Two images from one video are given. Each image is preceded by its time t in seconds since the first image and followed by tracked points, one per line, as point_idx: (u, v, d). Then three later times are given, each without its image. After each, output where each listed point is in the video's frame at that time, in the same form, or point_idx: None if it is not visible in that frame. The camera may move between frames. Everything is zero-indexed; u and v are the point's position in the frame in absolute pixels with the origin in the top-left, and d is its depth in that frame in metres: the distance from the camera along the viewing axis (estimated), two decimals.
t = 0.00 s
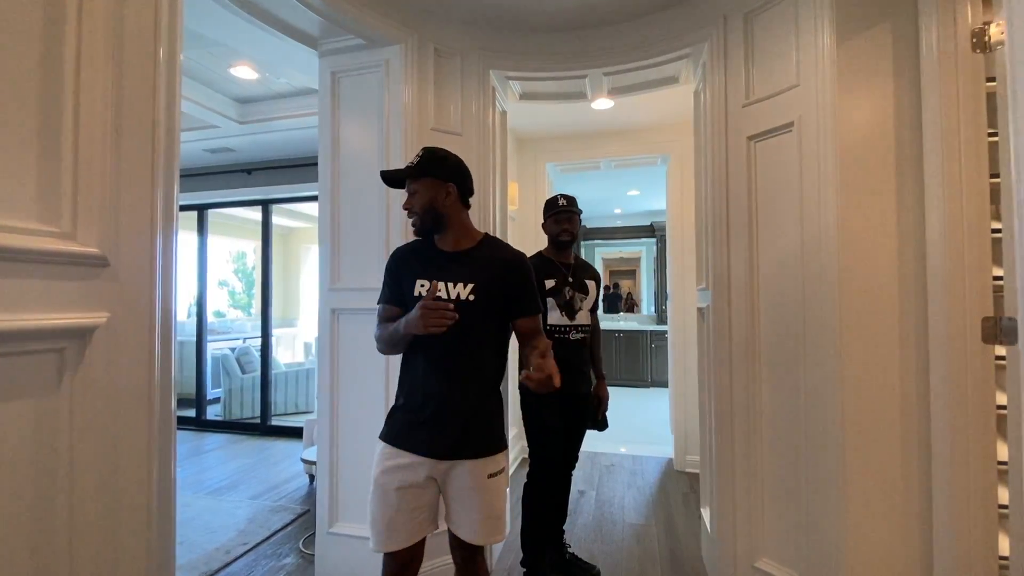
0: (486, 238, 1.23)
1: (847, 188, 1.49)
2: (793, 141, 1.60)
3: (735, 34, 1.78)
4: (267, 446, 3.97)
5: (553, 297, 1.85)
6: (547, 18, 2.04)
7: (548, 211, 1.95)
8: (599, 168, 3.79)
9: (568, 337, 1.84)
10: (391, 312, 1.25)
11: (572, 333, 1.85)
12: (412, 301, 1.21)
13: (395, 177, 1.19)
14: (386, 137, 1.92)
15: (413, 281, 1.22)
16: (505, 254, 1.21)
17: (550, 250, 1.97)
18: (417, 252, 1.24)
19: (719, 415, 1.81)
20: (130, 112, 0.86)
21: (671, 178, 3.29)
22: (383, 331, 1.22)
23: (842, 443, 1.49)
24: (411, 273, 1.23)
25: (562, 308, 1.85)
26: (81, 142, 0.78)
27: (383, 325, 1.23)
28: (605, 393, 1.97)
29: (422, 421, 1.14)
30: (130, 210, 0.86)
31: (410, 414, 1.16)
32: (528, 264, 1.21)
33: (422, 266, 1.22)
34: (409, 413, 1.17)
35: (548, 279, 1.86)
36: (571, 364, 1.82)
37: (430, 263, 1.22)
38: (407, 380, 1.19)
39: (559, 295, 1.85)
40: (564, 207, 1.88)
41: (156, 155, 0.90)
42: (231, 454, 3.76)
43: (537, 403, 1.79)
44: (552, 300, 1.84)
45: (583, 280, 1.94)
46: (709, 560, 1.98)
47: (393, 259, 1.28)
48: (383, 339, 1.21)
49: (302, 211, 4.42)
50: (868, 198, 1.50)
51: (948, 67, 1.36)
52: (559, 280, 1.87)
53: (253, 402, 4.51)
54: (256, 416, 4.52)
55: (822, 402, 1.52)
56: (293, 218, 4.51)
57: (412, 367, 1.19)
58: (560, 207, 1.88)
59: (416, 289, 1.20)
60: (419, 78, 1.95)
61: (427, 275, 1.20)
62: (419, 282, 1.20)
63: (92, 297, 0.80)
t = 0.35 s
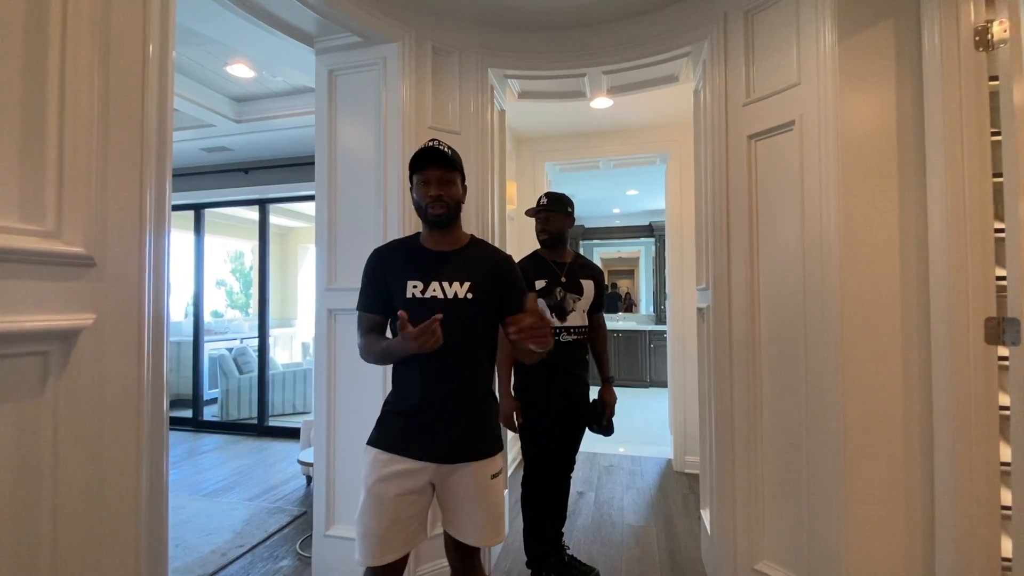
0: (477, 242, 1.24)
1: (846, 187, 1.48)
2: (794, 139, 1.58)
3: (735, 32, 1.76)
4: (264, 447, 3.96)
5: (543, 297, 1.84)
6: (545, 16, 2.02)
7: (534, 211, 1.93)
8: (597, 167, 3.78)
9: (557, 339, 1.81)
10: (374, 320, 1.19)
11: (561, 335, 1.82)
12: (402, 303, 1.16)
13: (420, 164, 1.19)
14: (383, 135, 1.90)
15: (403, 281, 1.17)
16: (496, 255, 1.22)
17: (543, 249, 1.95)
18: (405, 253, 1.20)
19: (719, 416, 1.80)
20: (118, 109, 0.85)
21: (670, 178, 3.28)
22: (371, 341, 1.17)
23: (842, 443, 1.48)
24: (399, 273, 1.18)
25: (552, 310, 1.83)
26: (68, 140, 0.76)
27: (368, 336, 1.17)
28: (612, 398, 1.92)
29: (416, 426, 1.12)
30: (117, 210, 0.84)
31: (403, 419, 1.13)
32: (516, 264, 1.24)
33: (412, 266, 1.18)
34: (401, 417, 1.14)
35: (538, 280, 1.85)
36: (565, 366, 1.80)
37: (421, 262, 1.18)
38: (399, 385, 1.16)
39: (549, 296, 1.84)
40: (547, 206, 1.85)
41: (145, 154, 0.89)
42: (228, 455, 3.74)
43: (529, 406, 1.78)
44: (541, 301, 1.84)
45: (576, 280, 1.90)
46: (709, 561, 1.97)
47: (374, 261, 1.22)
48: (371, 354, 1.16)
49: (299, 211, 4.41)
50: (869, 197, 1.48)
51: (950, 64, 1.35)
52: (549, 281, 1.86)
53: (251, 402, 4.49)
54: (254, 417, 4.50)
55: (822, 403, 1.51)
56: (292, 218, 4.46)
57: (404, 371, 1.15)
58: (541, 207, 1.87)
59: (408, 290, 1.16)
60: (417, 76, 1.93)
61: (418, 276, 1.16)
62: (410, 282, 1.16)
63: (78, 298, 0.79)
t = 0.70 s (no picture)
0: (438, 241, 1.25)
1: (846, 187, 1.48)
2: (794, 138, 1.57)
3: (735, 31, 1.75)
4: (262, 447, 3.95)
5: (540, 296, 1.81)
6: (544, 14, 2.01)
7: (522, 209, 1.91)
8: (596, 167, 3.77)
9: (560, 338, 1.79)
10: (332, 321, 1.11)
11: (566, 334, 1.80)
12: (371, 301, 1.12)
13: (389, 155, 1.18)
14: (380, 134, 1.89)
15: (370, 281, 1.12)
16: (458, 252, 1.25)
17: (535, 248, 1.92)
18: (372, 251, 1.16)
19: (719, 417, 1.79)
20: (105, 108, 0.83)
21: (670, 178, 3.27)
22: (331, 346, 1.08)
23: (841, 445, 1.47)
24: (363, 273, 1.13)
25: (552, 309, 1.80)
26: (55, 139, 0.75)
27: (325, 338, 1.10)
28: (617, 396, 1.90)
29: (393, 437, 1.09)
30: (105, 210, 0.83)
31: (377, 432, 1.09)
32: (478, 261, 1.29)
33: (377, 264, 1.14)
34: (369, 434, 1.09)
35: (533, 279, 1.82)
36: (567, 367, 1.79)
37: (385, 260, 1.15)
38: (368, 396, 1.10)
39: (546, 295, 1.81)
40: (536, 202, 1.84)
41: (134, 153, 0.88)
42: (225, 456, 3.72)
43: (530, 408, 1.77)
44: (540, 302, 1.81)
45: (572, 277, 1.89)
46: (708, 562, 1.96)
47: (326, 263, 1.15)
48: (331, 357, 1.08)
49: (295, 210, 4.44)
50: (868, 197, 1.48)
51: (951, 64, 1.34)
52: (545, 280, 1.83)
53: (248, 403, 4.47)
54: (251, 417, 4.48)
55: (822, 404, 1.50)
56: (289, 217, 4.51)
57: (371, 382, 1.11)
58: (530, 204, 1.85)
59: (378, 289, 1.12)
60: (414, 74, 1.92)
61: (388, 273, 1.14)
62: (379, 280, 1.13)
63: (65, 299, 0.78)
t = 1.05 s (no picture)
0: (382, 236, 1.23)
1: (846, 186, 1.47)
2: (794, 137, 1.56)
3: (735, 29, 1.74)
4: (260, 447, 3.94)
5: (540, 296, 1.79)
6: (543, 12, 2.00)
7: (525, 201, 1.89)
8: (595, 166, 3.76)
9: (560, 339, 1.78)
10: (284, 325, 1.02)
11: (565, 334, 1.79)
12: (333, 303, 1.06)
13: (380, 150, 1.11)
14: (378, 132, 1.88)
15: (331, 282, 1.06)
16: (406, 251, 1.27)
17: (532, 245, 1.90)
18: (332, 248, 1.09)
19: (718, 417, 1.77)
20: (93, 104, 0.82)
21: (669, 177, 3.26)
22: (289, 346, 0.98)
23: (842, 446, 1.46)
24: (322, 273, 1.06)
25: (552, 308, 1.79)
26: (41, 136, 0.74)
27: (279, 342, 0.99)
28: (610, 399, 1.90)
29: (367, 441, 1.05)
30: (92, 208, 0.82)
31: (350, 438, 1.04)
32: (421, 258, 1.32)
33: (338, 260, 1.09)
34: (348, 435, 1.04)
35: (533, 277, 1.81)
36: (565, 368, 1.78)
37: (345, 259, 1.10)
38: (335, 403, 1.04)
39: (546, 294, 1.79)
40: (544, 195, 1.82)
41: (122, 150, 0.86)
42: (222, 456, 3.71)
43: (529, 410, 1.76)
44: (538, 301, 1.79)
45: (572, 275, 1.88)
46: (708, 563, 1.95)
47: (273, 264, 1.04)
48: (290, 357, 0.97)
49: (295, 209, 4.28)
50: (868, 196, 1.47)
51: (953, 62, 1.34)
52: (544, 278, 1.81)
53: (247, 403, 4.47)
54: (249, 417, 4.47)
55: (822, 405, 1.49)
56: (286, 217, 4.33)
57: (339, 388, 1.05)
58: (536, 196, 1.84)
59: (342, 291, 1.07)
60: (413, 72, 1.91)
61: (350, 274, 1.09)
62: (340, 281, 1.07)
63: (51, 298, 0.76)
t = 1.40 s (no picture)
0: (345, 233, 1.21)
1: (849, 184, 1.45)
2: (797, 135, 1.55)
3: (737, 26, 1.73)
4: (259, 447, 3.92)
5: (538, 296, 1.76)
6: (544, 8, 1.98)
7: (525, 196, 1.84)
8: (594, 165, 3.74)
9: (558, 340, 1.76)
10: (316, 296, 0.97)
11: (562, 335, 1.77)
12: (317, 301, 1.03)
13: (338, 144, 1.09)
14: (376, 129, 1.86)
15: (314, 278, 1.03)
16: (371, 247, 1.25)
17: (530, 241, 1.87)
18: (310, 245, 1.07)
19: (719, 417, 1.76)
20: (77, 96, 0.80)
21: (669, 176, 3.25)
22: (344, 305, 0.94)
23: (845, 447, 1.45)
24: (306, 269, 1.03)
25: (550, 308, 1.77)
26: (25, 128, 0.72)
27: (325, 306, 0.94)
28: (609, 399, 1.87)
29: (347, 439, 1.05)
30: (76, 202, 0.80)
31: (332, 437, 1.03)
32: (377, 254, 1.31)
33: (317, 259, 1.06)
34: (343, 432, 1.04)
35: (531, 276, 1.78)
36: (563, 369, 1.76)
37: (320, 256, 1.07)
38: (315, 402, 1.02)
39: (544, 294, 1.77)
40: (550, 191, 1.80)
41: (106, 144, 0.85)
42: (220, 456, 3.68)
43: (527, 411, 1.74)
44: (536, 301, 1.76)
45: (569, 274, 1.86)
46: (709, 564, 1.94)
47: (253, 255, 0.99)
48: (348, 315, 0.94)
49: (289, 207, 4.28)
50: (872, 194, 1.45)
51: (958, 59, 1.32)
52: (542, 278, 1.79)
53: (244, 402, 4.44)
54: (247, 417, 4.44)
55: (824, 405, 1.48)
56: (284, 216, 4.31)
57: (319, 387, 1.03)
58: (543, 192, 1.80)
59: (324, 287, 1.05)
60: (411, 69, 1.89)
61: (329, 271, 1.07)
62: (323, 279, 1.05)
63: (34, 294, 0.74)
